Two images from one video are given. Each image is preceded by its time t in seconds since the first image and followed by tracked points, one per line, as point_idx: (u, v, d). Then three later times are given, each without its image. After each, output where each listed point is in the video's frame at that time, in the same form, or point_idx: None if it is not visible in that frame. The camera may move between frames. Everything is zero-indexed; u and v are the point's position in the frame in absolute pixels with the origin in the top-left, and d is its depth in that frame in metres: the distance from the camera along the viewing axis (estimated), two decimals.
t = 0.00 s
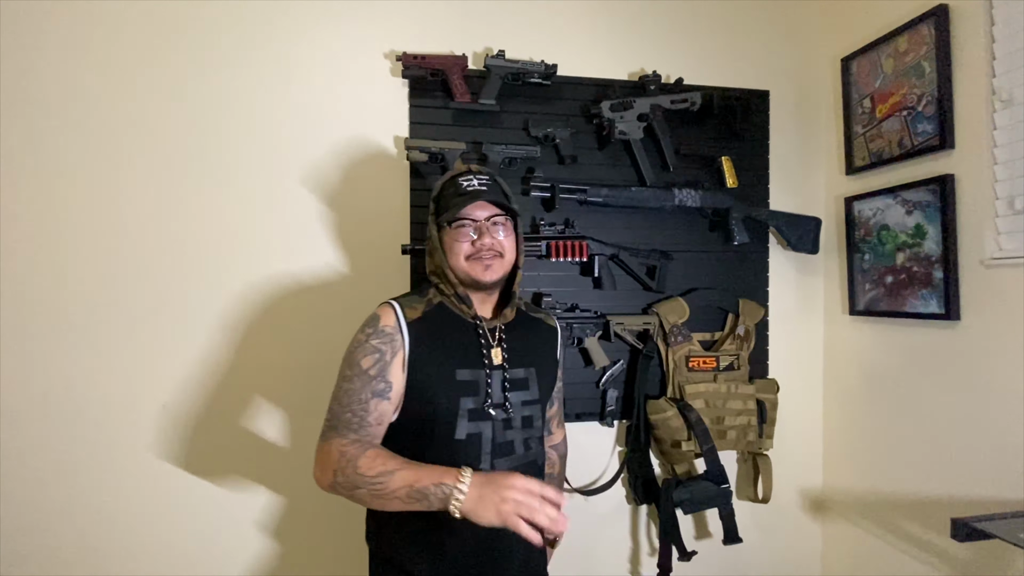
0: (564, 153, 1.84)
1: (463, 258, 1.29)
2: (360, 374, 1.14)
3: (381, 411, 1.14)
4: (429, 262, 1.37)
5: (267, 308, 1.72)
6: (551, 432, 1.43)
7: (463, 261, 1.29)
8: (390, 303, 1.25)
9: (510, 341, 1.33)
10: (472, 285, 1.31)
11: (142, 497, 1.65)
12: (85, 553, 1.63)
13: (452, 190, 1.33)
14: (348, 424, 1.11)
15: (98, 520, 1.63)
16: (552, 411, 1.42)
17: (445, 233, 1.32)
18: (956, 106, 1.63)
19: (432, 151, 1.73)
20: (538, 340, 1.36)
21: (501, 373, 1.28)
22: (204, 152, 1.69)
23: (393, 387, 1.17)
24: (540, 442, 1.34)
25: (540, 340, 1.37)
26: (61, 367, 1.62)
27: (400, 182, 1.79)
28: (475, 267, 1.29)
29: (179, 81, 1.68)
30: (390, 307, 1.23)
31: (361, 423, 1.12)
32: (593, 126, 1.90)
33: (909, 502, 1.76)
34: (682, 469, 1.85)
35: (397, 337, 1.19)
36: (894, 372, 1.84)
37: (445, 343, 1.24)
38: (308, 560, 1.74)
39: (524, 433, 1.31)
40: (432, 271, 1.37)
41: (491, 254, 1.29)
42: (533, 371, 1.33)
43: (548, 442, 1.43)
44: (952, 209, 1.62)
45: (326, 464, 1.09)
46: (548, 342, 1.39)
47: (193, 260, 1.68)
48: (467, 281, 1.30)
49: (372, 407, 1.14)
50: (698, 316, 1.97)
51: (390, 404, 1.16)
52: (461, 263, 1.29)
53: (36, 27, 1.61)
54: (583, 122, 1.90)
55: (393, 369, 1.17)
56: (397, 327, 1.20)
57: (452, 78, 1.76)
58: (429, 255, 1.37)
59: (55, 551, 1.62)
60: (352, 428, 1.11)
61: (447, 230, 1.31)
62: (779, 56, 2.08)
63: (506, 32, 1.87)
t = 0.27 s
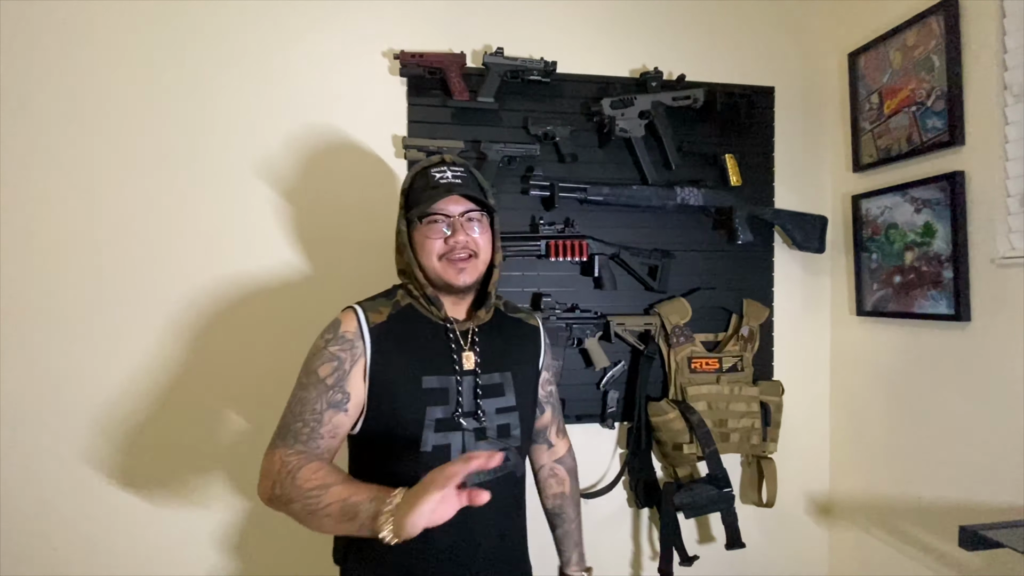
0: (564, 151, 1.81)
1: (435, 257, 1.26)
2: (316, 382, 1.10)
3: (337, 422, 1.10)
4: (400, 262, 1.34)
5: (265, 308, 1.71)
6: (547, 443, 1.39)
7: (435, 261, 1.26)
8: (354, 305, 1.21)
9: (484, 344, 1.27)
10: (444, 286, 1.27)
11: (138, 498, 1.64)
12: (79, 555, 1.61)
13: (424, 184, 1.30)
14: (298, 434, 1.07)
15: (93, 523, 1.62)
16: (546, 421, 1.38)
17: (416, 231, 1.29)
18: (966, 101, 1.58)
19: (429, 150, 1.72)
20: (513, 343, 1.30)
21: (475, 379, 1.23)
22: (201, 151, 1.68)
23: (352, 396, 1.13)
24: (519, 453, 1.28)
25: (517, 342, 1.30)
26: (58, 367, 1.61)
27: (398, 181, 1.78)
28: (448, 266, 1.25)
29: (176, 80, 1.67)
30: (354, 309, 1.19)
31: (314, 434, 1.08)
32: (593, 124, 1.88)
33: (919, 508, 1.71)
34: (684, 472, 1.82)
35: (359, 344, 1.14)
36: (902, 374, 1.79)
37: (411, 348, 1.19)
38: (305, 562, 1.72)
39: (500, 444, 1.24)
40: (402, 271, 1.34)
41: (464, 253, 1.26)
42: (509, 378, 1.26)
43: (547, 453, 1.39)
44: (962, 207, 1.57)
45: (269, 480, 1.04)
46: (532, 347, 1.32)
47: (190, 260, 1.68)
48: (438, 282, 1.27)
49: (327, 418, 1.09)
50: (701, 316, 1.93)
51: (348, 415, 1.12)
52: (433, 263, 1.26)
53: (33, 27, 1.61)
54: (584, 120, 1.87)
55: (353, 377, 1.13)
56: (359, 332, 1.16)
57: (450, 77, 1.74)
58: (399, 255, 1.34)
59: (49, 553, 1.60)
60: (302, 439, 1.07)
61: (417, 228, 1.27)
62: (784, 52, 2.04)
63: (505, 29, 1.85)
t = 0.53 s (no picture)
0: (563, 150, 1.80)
1: (431, 255, 1.21)
2: (264, 395, 1.07)
3: (285, 436, 1.06)
4: (375, 254, 1.26)
5: (262, 308, 1.70)
6: (534, 442, 1.32)
7: (431, 259, 1.21)
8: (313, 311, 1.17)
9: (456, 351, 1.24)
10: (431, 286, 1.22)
11: (135, 499, 1.64)
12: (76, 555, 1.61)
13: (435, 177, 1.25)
14: (244, 450, 1.05)
15: (90, 523, 1.62)
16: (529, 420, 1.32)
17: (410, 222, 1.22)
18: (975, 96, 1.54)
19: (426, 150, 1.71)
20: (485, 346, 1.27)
21: (445, 389, 1.19)
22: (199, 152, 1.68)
23: (304, 409, 1.08)
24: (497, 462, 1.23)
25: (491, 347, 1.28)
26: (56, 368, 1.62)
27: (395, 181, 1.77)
28: (445, 267, 1.21)
29: (175, 81, 1.68)
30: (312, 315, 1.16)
31: (260, 450, 1.05)
32: (592, 123, 1.86)
33: (926, 514, 1.68)
34: (684, 475, 1.80)
35: (312, 353, 1.10)
36: (909, 376, 1.75)
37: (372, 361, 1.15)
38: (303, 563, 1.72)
39: (476, 453, 1.20)
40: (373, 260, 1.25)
41: (463, 258, 1.23)
42: (482, 383, 1.23)
43: (533, 453, 1.32)
44: (970, 206, 1.53)
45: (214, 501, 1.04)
46: (506, 353, 1.29)
47: (188, 260, 1.68)
48: (423, 281, 1.22)
49: (274, 433, 1.06)
50: (703, 317, 1.90)
51: (298, 429, 1.08)
52: (428, 261, 1.21)
53: (34, 29, 1.62)
54: (583, 119, 1.85)
55: (304, 388, 1.09)
56: (314, 340, 1.12)
57: (447, 76, 1.73)
58: (376, 246, 1.26)
59: (45, 554, 1.60)
60: (248, 456, 1.05)
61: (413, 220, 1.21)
62: (789, 48, 2.00)
63: (504, 28, 1.84)
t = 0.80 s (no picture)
0: (559, 148, 1.78)
1: (428, 253, 1.21)
2: (237, 435, 1.02)
3: (273, 472, 1.04)
4: (359, 250, 1.16)
5: (258, 308, 1.71)
6: (492, 446, 1.36)
7: (430, 257, 1.22)
8: (271, 330, 1.09)
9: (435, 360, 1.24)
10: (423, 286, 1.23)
11: (132, 495, 1.65)
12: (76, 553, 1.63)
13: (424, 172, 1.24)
14: (229, 491, 1.03)
15: (89, 519, 1.63)
16: (493, 425, 1.35)
17: (407, 218, 1.20)
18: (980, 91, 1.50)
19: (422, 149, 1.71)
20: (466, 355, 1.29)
21: (424, 400, 1.20)
22: (196, 152, 1.69)
23: (284, 440, 1.05)
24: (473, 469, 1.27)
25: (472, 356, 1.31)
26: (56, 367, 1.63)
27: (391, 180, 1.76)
28: (441, 266, 1.23)
29: (171, 82, 1.69)
30: (275, 336, 1.08)
31: (250, 490, 1.03)
32: (589, 121, 1.85)
33: (930, 517, 1.64)
34: (683, 477, 1.78)
35: (282, 378, 1.05)
36: (913, 377, 1.72)
37: (349, 378, 1.12)
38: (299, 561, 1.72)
39: (456, 463, 1.23)
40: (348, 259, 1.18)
41: (454, 257, 1.26)
42: (462, 392, 1.26)
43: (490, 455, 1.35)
44: (975, 203, 1.50)
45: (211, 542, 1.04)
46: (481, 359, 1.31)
47: (185, 260, 1.69)
48: (415, 281, 1.21)
49: (260, 472, 1.03)
50: (702, 317, 1.88)
51: (284, 461, 1.06)
52: (426, 259, 1.21)
53: (33, 32, 1.63)
54: (580, 117, 1.84)
55: (281, 419, 1.05)
56: (284, 365, 1.06)
57: (442, 75, 1.73)
58: (361, 242, 1.16)
59: (46, 551, 1.62)
60: (238, 497, 1.03)
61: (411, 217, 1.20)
62: (790, 43, 1.97)
63: (500, 25, 1.82)
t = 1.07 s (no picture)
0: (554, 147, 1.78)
1: (422, 257, 1.21)
2: (219, 456, 0.97)
3: (257, 492, 1.00)
4: (353, 254, 1.11)
5: (255, 307, 1.73)
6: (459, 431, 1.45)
7: (424, 262, 1.21)
8: (250, 343, 1.03)
9: (415, 361, 1.28)
10: (413, 288, 1.24)
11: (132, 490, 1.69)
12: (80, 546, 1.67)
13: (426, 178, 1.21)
14: (209, 515, 0.98)
15: (91, 512, 1.68)
16: (460, 408, 1.45)
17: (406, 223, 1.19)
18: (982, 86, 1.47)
19: (416, 148, 1.71)
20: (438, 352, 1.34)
21: (407, 402, 1.22)
22: (195, 154, 1.72)
23: (269, 457, 1.02)
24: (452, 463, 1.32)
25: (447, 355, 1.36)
26: (61, 364, 1.67)
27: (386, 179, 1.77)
28: (433, 269, 1.25)
29: (170, 84, 1.71)
30: (256, 349, 1.03)
31: (232, 513, 0.99)
32: (585, 119, 1.84)
33: (929, 520, 1.62)
34: (679, 478, 1.76)
35: (267, 394, 1.01)
36: (914, 378, 1.69)
37: (338, 385, 1.12)
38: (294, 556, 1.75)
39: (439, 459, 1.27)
40: (341, 262, 1.12)
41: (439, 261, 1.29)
42: (440, 391, 1.30)
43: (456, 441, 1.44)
44: (975, 201, 1.47)
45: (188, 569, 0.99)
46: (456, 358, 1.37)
47: (185, 260, 1.71)
48: (407, 284, 1.22)
49: (244, 493, 0.99)
50: (699, 316, 1.87)
51: (269, 479, 1.02)
52: (420, 263, 1.21)
53: (36, 36, 1.67)
54: (576, 115, 1.83)
55: (266, 436, 1.01)
56: (267, 378, 1.02)
57: (437, 74, 1.72)
58: (356, 246, 1.10)
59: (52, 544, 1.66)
60: (220, 521, 0.98)
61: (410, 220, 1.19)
62: (790, 40, 1.94)
63: (495, 24, 1.82)
